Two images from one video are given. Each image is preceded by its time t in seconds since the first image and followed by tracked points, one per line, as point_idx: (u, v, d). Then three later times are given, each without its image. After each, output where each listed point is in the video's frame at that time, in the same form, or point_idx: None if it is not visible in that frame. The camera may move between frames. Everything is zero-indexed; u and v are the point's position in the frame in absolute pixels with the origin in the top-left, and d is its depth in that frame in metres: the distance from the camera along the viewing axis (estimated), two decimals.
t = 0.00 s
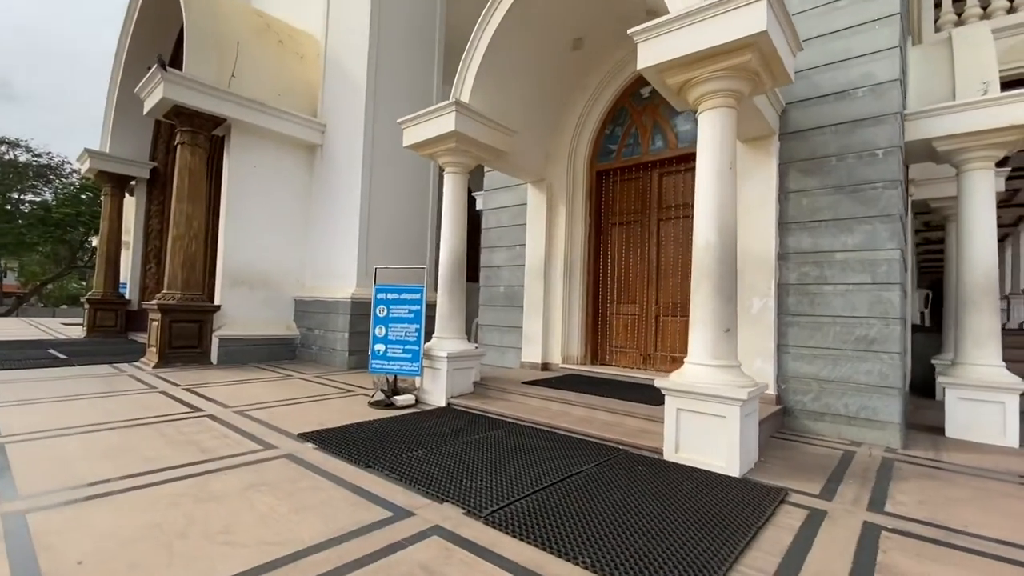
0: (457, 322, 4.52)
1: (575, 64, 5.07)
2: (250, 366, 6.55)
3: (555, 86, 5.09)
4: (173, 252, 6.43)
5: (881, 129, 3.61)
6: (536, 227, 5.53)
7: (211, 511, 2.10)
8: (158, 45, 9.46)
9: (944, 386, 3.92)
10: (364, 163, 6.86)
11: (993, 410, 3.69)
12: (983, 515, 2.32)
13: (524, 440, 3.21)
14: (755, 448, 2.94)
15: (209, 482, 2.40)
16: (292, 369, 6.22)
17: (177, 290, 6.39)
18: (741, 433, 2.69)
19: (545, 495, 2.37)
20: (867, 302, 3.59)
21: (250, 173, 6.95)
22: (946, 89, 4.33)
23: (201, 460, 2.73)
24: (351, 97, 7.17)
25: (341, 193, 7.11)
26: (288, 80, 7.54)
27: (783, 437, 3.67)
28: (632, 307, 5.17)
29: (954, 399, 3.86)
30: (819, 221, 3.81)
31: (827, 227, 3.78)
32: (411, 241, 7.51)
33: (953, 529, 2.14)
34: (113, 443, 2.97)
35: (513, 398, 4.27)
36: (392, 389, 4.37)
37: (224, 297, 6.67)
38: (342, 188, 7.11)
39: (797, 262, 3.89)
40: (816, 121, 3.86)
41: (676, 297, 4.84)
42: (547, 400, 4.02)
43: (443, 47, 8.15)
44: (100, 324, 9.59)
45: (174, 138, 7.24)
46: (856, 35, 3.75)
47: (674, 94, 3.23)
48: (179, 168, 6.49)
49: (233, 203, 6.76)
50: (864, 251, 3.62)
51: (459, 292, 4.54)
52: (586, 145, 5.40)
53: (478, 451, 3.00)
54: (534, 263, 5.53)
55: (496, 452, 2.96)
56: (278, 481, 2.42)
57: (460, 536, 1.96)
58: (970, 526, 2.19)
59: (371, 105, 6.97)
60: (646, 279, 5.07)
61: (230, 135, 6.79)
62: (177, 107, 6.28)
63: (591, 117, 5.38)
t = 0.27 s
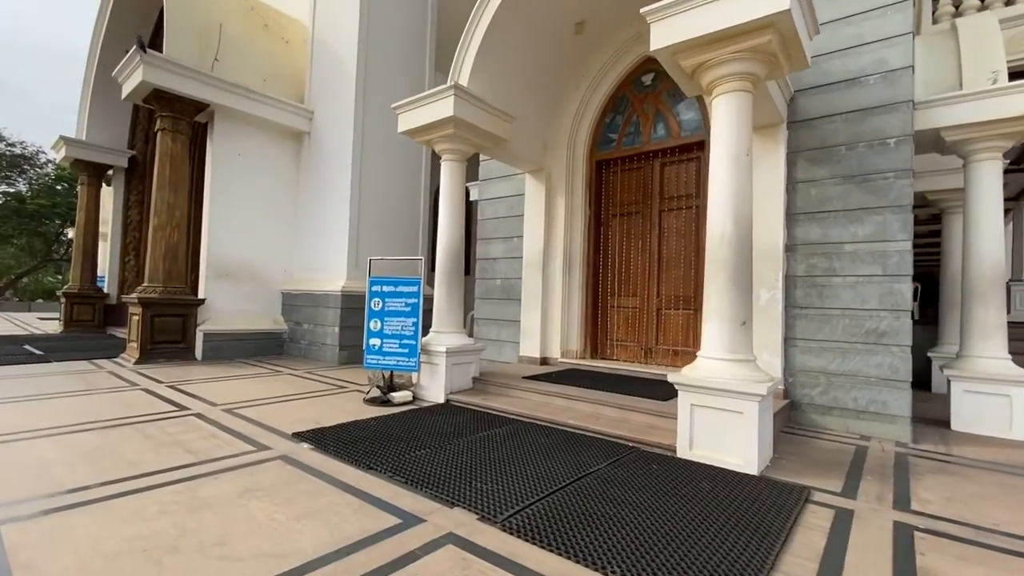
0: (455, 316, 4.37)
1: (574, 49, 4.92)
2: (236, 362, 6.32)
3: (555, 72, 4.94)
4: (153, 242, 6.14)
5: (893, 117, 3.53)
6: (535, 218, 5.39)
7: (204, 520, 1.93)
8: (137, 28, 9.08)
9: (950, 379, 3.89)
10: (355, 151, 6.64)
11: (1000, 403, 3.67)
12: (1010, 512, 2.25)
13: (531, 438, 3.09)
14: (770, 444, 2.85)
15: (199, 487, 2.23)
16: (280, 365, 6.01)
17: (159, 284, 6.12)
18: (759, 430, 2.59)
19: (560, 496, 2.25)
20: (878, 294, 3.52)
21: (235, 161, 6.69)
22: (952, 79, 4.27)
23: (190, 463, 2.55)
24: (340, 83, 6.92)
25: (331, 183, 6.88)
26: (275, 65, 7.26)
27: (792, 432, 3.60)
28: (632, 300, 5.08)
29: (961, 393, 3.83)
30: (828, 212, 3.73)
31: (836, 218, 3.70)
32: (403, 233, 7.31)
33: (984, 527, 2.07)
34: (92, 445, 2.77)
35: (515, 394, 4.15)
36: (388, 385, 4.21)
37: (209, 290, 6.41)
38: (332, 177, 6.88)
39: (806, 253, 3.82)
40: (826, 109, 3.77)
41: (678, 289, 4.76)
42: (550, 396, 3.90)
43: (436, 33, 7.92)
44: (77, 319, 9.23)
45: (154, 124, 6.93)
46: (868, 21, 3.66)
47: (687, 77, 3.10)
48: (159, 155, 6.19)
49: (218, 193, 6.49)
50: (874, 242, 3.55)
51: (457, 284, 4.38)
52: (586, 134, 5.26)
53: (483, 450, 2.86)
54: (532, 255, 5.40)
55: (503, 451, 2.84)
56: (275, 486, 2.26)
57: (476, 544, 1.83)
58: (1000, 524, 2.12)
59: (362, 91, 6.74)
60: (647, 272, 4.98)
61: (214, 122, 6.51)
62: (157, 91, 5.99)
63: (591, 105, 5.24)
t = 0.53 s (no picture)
0: (460, 312, 4.22)
1: (581, 36, 4.76)
2: (229, 359, 6.11)
3: (562, 60, 4.78)
4: (140, 235, 5.90)
5: (916, 108, 3.43)
6: (539, 211, 5.25)
7: (205, 537, 1.77)
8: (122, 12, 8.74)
9: (966, 377, 3.82)
10: (351, 142, 6.43)
11: (1018, 402, 3.60)
12: None
13: (545, 441, 2.96)
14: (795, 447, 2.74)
15: (199, 498, 2.06)
16: (275, 362, 5.82)
17: (147, 278, 5.88)
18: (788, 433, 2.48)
19: (586, 505, 2.13)
20: (898, 290, 3.43)
21: (226, 151, 6.45)
22: (969, 71, 4.18)
23: (187, 471, 2.38)
24: (335, 70, 6.70)
25: (326, 174, 6.67)
26: (266, 51, 7.01)
27: (810, 432, 3.51)
28: (639, 296, 4.96)
29: (977, 391, 3.77)
30: (846, 205, 3.63)
31: (855, 212, 3.60)
32: (400, 226, 7.13)
33: None
34: (80, 451, 2.59)
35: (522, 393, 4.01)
36: (391, 384, 4.06)
37: (199, 285, 6.19)
38: (327, 169, 6.67)
39: (823, 248, 3.72)
40: (846, 100, 3.66)
41: (687, 285, 4.64)
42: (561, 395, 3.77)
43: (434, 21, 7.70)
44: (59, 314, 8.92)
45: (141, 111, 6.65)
46: (891, 8, 3.55)
47: (710, 62, 2.96)
48: (147, 143, 5.93)
49: (208, 183, 6.25)
50: (895, 236, 3.45)
51: (462, 279, 4.23)
52: (592, 125, 5.12)
53: (498, 454, 2.73)
54: (536, 249, 5.25)
55: (518, 455, 2.70)
56: (281, 496, 2.11)
57: (505, 560, 1.69)
58: None
59: (359, 80, 6.53)
60: (655, 267, 4.86)
61: (204, 109, 6.26)
62: (144, 76, 5.73)
63: (598, 95, 5.10)
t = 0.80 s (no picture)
0: (471, 310, 4.07)
1: (594, 24, 4.61)
2: (228, 357, 5.94)
3: (574, 49, 4.63)
4: (135, 230, 5.71)
5: (947, 100, 3.31)
6: (549, 206, 5.11)
7: (214, 557, 1.63)
8: None
9: (992, 379, 3.72)
10: (354, 134, 6.26)
11: None
12: None
13: (566, 446, 2.83)
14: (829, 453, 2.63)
15: (206, 513, 1.92)
16: (276, 361, 5.66)
17: (143, 274, 5.70)
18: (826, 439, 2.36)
19: (619, 517, 2.01)
20: (927, 288, 3.32)
21: (223, 143, 6.26)
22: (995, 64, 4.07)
23: (191, 480, 2.24)
24: (336, 60, 6.51)
25: (327, 167, 6.49)
26: (265, 40, 6.80)
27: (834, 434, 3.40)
28: (652, 293, 4.83)
29: (1004, 392, 3.67)
30: (872, 201, 3.51)
31: (882, 207, 3.48)
32: (403, 221, 6.96)
33: None
34: (76, 459, 2.43)
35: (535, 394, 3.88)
36: (399, 385, 3.92)
37: (197, 281, 6.01)
38: (328, 162, 6.49)
39: (847, 245, 3.60)
40: (873, 92, 3.53)
41: (702, 282, 4.53)
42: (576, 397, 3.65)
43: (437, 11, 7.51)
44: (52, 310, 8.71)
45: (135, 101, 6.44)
46: None
47: (741, 48, 2.82)
48: (142, 134, 5.74)
49: (205, 176, 6.06)
50: (924, 233, 3.34)
51: (473, 276, 4.09)
52: (603, 117, 4.98)
53: (518, 461, 2.60)
54: (545, 245, 5.12)
55: (539, 462, 2.57)
56: (294, 510, 1.96)
57: None
58: None
59: (361, 71, 6.35)
60: (668, 264, 4.74)
61: (200, 100, 6.06)
62: (139, 64, 5.52)
63: (610, 86, 4.95)
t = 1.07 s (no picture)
0: (485, 309, 3.95)
1: (611, 14, 4.48)
2: (233, 356, 5.83)
3: (591, 40, 4.49)
4: (138, 225, 5.58)
5: (986, 92, 3.17)
6: (562, 202, 4.98)
7: None
8: None
9: None
10: (361, 128, 6.13)
11: None
12: None
13: (591, 453, 2.71)
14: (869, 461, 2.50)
15: (220, 526, 1.80)
16: (282, 359, 5.54)
17: (146, 270, 5.58)
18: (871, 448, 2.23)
19: (658, 531, 1.89)
20: (962, 288, 3.20)
21: (228, 137, 6.13)
22: None
23: (202, 489, 2.12)
24: (343, 52, 6.37)
25: (333, 162, 6.36)
26: (270, 32, 6.66)
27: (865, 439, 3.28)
28: (669, 292, 4.71)
29: None
30: (905, 197, 3.39)
31: (915, 204, 3.35)
32: (411, 217, 6.84)
33: None
34: (80, 465, 2.31)
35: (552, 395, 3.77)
36: (412, 386, 3.80)
37: (200, 277, 5.89)
38: (334, 156, 6.36)
39: (878, 243, 3.47)
40: (906, 84, 3.40)
41: (721, 281, 4.40)
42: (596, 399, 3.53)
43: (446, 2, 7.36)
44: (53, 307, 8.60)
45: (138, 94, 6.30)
46: None
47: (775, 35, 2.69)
48: (145, 127, 5.60)
49: (209, 171, 5.93)
50: (960, 231, 3.21)
51: (487, 274, 3.97)
52: (620, 111, 4.84)
53: (543, 469, 2.48)
54: (559, 242, 4.99)
55: (565, 470, 2.45)
56: (314, 524, 1.85)
57: None
58: None
59: (369, 63, 6.22)
60: (686, 262, 4.61)
61: (205, 93, 5.93)
62: (141, 55, 5.39)
63: (626, 79, 4.82)
